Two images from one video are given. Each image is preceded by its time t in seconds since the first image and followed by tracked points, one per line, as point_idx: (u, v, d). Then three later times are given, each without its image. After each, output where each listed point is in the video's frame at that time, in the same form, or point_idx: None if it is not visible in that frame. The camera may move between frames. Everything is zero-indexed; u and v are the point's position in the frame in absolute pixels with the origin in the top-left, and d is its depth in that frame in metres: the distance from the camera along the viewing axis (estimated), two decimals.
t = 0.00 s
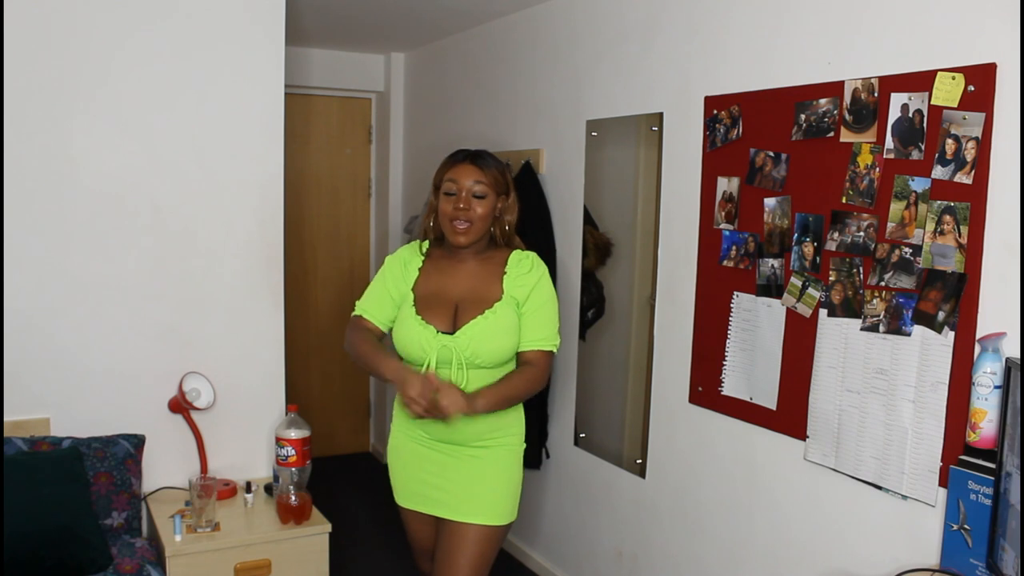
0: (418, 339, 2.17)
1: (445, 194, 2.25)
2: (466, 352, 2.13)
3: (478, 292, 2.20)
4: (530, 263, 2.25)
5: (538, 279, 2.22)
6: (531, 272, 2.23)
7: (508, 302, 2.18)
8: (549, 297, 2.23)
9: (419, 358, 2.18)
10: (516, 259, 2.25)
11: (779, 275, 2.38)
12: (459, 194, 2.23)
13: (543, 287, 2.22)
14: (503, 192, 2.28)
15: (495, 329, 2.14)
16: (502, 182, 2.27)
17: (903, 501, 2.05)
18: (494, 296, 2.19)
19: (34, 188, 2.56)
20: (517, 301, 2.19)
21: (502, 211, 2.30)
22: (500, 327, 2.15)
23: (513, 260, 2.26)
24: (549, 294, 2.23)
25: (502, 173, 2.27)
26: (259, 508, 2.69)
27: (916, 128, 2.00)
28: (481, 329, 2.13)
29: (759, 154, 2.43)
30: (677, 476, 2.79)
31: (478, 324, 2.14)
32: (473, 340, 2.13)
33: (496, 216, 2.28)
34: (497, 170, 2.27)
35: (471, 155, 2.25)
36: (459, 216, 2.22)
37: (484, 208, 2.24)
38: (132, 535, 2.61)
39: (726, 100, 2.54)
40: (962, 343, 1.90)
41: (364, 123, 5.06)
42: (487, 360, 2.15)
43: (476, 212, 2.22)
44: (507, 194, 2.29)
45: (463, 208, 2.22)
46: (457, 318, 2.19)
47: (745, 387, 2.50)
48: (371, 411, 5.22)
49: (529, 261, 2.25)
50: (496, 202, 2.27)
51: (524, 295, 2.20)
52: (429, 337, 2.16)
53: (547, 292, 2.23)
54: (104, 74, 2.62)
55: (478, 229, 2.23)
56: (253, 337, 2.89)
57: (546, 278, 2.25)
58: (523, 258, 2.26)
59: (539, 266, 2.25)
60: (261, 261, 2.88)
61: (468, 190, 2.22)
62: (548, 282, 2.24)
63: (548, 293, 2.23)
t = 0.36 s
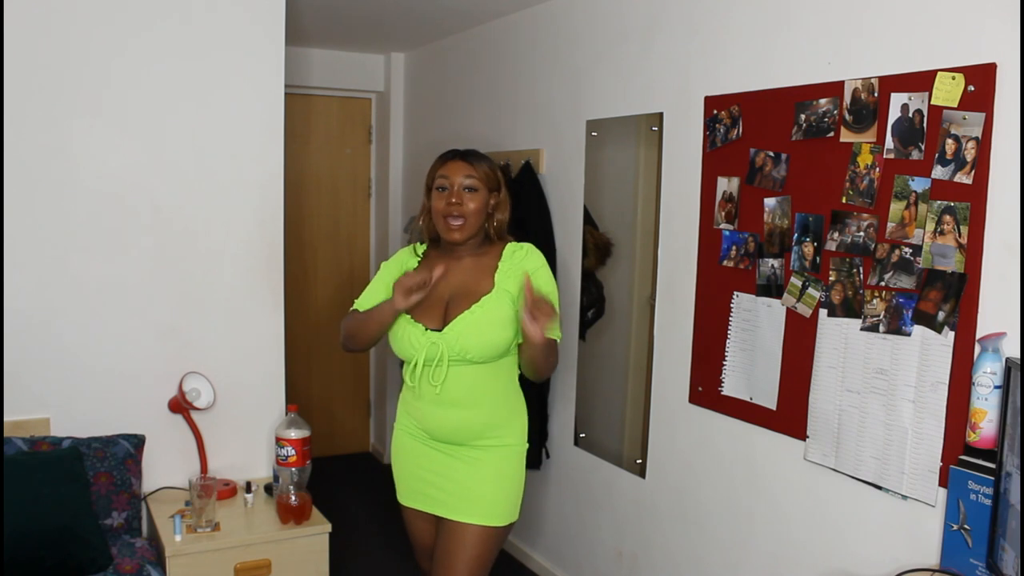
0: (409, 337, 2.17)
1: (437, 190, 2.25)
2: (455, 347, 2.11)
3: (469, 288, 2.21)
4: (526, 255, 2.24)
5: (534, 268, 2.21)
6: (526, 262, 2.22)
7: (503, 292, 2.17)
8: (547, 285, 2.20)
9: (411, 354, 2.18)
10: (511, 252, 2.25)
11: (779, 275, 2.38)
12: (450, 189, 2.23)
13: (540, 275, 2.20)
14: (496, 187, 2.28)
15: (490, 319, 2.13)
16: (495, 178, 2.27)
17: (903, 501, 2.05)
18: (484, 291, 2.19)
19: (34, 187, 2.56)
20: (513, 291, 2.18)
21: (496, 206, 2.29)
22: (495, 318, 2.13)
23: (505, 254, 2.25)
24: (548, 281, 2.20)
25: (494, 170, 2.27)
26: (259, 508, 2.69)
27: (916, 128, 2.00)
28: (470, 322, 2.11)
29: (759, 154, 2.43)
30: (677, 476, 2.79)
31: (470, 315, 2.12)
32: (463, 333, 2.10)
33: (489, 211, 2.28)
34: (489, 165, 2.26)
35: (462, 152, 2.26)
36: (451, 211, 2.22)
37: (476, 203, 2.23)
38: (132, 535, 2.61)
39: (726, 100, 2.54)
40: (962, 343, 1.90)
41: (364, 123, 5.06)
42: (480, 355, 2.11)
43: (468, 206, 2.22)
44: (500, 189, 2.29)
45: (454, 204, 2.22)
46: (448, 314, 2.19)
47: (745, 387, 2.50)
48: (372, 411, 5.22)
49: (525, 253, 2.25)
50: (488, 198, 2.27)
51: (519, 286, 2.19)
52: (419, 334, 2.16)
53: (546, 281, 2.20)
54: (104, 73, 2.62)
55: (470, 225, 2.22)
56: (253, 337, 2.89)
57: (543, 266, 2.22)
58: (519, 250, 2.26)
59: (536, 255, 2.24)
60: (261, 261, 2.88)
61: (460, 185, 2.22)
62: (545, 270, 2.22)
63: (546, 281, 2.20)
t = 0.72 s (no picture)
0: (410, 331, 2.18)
1: (462, 193, 2.24)
2: (456, 342, 2.12)
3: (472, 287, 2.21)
4: (524, 253, 2.24)
5: (532, 268, 2.21)
6: (525, 261, 2.22)
7: (502, 291, 2.17)
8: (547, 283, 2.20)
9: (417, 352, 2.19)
10: (513, 253, 2.25)
11: (779, 275, 2.38)
12: (477, 198, 2.23)
13: (539, 273, 2.20)
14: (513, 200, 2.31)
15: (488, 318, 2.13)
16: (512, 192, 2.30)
17: (903, 501, 2.05)
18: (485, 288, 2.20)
19: (34, 187, 2.56)
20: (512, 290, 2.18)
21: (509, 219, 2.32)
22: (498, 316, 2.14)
23: (506, 254, 2.25)
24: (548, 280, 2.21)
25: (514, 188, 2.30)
26: (259, 508, 2.69)
27: (916, 128, 2.00)
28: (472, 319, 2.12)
29: (759, 154, 2.44)
30: (677, 476, 2.79)
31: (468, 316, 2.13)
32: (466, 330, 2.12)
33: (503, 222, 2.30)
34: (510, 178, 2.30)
35: (491, 162, 2.27)
36: (474, 220, 2.21)
37: (497, 216, 2.24)
38: (132, 535, 2.61)
39: (726, 100, 2.54)
40: (962, 343, 1.90)
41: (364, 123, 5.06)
42: (483, 351, 2.13)
43: (492, 217, 2.23)
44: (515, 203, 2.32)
45: (479, 213, 2.21)
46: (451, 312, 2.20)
47: (745, 387, 2.50)
48: (372, 411, 5.22)
49: (524, 251, 2.24)
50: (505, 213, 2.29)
51: (519, 285, 2.19)
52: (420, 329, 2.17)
53: (546, 280, 2.20)
54: (105, 74, 2.62)
55: (487, 236, 2.23)
56: (253, 337, 2.89)
57: (543, 265, 2.23)
58: (519, 249, 2.25)
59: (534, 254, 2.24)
60: (261, 261, 2.88)
61: (488, 195, 2.22)
62: (545, 268, 2.22)
63: (545, 279, 2.20)
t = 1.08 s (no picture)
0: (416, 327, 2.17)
1: (467, 191, 2.24)
2: (462, 341, 2.12)
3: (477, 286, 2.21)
4: (531, 254, 2.24)
5: (538, 268, 2.21)
6: (531, 262, 2.22)
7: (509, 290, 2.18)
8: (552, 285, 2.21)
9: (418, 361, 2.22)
10: (517, 254, 2.25)
11: (779, 275, 2.38)
12: (482, 195, 2.22)
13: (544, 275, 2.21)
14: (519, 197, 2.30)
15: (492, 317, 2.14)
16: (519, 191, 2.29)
17: (903, 501, 2.05)
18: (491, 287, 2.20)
19: (34, 187, 2.56)
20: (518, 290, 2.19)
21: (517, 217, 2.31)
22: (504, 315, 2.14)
23: (512, 255, 2.25)
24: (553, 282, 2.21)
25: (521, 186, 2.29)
26: (259, 508, 2.69)
27: (916, 128, 2.00)
28: (478, 316, 2.12)
29: (759, 154, 2.43)
30: (677, 476, 2.79)
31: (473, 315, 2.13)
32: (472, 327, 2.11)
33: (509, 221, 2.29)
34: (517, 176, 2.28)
35: (497, 159, 2.26)
36: (479, 217, 2.21)
37: (503, 214, 2.24)
38: (132, 535, 2.61)
39: (726, 100, 2.54)
40: (962, 343, 1.90)
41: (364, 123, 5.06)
42: (488, 351, 2.13)
43: (498, 216, 2.23)
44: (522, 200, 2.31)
45: (484, 211, 2.21)
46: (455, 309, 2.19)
47: (745, 387, 2.50)
48: (372, 411, 5.22)
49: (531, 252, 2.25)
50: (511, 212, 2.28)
51: (525, 285, 2.20)
52: (425, 326, 2.17)
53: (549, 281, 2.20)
54: (105, 74, 2.62)
55: (493, 234, 2.23)
56: (253, 337, 2.89)
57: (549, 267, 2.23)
58: (525, 249, 2.26)
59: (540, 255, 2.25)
60: (261, 261, 2.88)
61: (493, 194, 2.22)
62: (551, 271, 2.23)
63: (550, 281, 2.21)
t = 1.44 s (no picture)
0: (409, 331, 2.19)
1: (463, 186, 2.25)
2: (456, 344, 2.11)
3: (471, 285, 2.20)
4: (532, 260, 2.20)
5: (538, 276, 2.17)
6: (531, 267, 2.19)
7: (507, 296, 2.15)
8: (551, 290, 2.19)
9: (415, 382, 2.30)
10: (517, 253, 2.23)
11: (779, 275, 2.38)
12: (479, 190, 2.24)
13: (543, 281, 2.18)
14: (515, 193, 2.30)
15: (486, 322, 2.12)
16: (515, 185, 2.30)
17: (903, 501, 2.05)
18: (484, 288, 2.18)
19: (34, 187, 2.56)
20: (518, 297, 2.16)
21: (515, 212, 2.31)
22: (502, 320, 2.13)
23: (511, 257, 2.22)
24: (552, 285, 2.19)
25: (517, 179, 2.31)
26: (259, 508, 2.69)
27: (916, 128, 2.00)
28: (472, 318, 2.12)
29: (759, 154, 2.44)
30: (677, 476, 2.79)
31: (466, 319, 2.12)
32: (467, 330, 2.11)
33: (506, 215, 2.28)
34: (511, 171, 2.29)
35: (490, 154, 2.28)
36: (476, 211, 2.22)
37: (500, 208, 2.25)
38: (132, 535, 2.61)
39: (726, 100, 2.54)
40: (962, 343, 1.90)
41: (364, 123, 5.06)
42: (483, 355, 2.12)
43: (495, 209, 2.24)
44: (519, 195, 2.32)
45: (481, 205, 2.22)
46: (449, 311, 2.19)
47: (745, 387, 2.50)
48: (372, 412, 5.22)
49: (530, 255, 2.22)
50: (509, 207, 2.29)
51: (524, 292, 2.16)
52: (419, 329, 2.18)
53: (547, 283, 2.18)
54: (105, 73, 2.62)
55: (491, 228, 2.23)
56: (253, 337, 2.89)
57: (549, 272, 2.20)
58: (524, 251, 2.23)
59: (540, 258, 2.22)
60: (261, 262, 2.88)
61: (490, 187, 2.23)
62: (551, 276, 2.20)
63: (550, 286, 2.19)
